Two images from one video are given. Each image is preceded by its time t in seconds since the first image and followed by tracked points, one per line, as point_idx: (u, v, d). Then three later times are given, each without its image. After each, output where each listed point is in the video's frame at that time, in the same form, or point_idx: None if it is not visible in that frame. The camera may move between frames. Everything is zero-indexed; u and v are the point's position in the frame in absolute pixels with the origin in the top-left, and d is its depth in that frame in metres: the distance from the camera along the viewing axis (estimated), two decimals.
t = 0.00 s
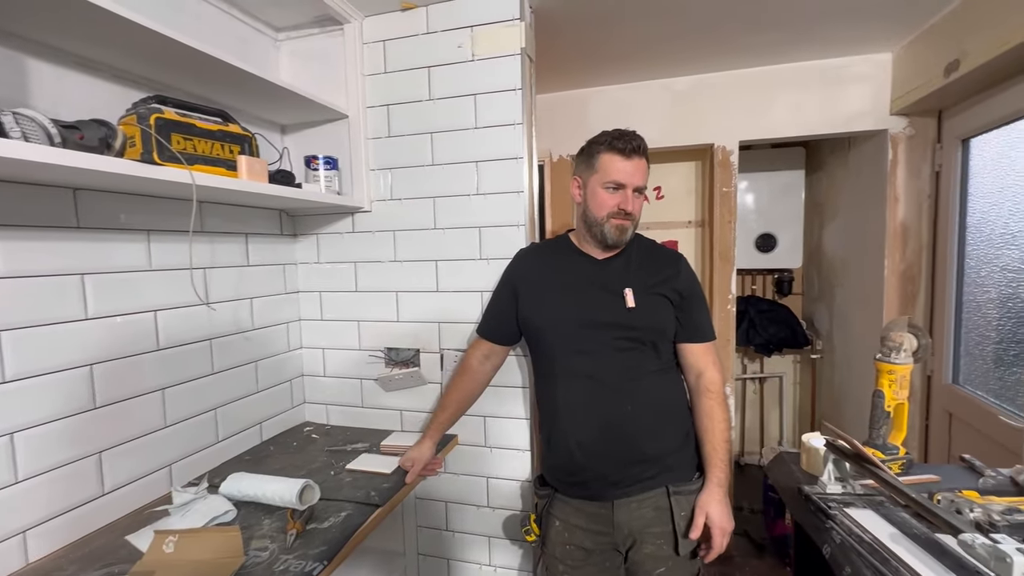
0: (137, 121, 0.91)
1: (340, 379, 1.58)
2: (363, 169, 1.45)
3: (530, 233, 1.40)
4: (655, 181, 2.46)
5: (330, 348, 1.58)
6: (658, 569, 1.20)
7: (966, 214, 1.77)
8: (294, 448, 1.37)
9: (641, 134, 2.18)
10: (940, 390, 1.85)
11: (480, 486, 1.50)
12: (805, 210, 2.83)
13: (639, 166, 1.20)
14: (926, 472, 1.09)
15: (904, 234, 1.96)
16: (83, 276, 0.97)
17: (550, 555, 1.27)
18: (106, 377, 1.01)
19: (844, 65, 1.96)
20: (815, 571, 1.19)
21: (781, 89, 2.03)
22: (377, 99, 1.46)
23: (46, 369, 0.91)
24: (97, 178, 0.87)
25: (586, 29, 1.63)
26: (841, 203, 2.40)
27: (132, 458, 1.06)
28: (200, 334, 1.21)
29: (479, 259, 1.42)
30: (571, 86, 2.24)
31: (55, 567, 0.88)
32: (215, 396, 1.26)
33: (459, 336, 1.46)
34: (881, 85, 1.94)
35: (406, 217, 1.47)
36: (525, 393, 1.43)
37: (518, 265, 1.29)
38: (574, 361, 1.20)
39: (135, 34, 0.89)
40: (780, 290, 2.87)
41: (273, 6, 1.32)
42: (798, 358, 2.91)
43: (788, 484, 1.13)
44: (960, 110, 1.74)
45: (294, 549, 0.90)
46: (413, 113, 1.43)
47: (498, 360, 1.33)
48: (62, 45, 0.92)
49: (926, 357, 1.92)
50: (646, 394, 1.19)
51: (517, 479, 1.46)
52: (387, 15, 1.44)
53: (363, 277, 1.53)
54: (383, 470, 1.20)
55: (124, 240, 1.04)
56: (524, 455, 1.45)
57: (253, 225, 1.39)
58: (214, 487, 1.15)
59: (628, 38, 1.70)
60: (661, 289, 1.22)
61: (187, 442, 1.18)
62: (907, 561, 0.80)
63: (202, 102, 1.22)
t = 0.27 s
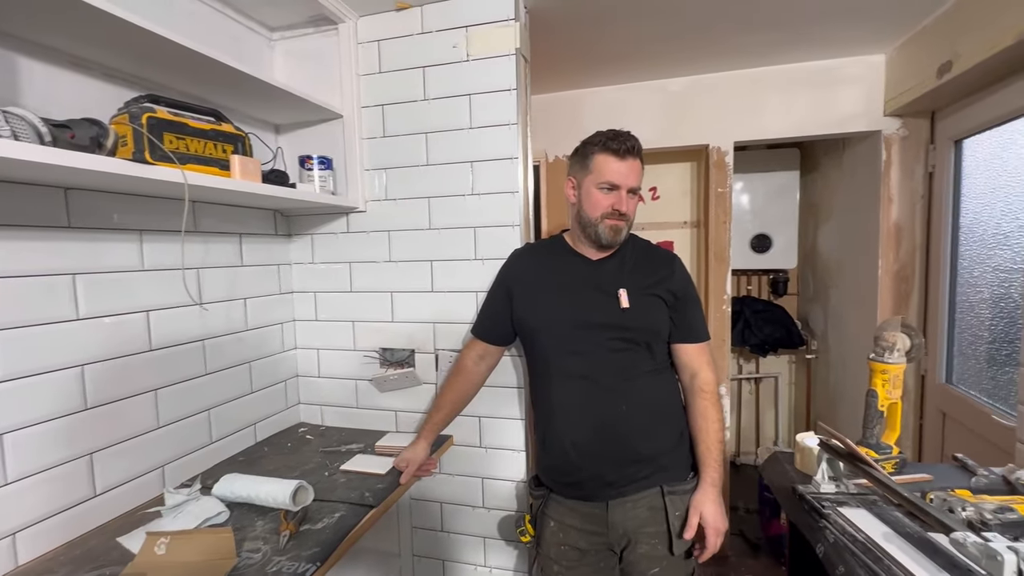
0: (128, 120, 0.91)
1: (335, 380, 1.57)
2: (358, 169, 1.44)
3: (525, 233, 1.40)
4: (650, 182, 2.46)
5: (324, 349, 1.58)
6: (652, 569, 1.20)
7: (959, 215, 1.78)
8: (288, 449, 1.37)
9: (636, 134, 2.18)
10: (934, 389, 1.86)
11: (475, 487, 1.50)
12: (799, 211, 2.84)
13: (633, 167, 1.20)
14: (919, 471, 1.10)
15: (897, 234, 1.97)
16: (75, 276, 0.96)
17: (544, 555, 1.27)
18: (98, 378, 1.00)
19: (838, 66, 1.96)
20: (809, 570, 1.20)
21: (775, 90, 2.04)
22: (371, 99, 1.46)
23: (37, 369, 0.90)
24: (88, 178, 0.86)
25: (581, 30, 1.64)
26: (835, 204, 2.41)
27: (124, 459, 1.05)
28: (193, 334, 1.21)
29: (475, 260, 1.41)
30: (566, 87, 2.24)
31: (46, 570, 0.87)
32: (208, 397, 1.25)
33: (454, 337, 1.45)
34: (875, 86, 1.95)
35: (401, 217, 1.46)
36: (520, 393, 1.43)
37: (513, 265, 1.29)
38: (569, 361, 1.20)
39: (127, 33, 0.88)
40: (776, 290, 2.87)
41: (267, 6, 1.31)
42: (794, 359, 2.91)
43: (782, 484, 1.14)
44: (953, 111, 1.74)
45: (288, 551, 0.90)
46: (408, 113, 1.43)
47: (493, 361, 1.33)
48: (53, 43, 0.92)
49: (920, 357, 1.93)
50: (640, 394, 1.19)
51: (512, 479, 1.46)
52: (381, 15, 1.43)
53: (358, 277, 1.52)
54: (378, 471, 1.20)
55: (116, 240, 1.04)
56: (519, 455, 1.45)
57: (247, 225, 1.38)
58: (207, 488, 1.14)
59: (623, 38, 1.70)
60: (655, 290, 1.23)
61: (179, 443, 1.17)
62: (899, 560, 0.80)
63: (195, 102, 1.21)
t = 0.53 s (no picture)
0: (122, 120, 0.91)
1: (331, 381, 1.57)
2: (355, 169, 1.44)
3: (522, 234, 1.39)
4: (648, 182, 2.46)
5: (321, 349, 1.57)
6: (649, 571, 1.20)
7: (956, 216, 1.78)
8: (284, 450, 1.36)
9: (634, 135, 2.18)
10: (931, 390, 1.86)
11: (472, 488, 1.49)
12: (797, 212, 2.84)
13: (631, 168, 1.20)
14: (916, 472, 1.09)
15: (895, 235, 1.96)
16: (68, 276, 0.96)
17: (541, 557, 1.27)
18: (92, 379, 0.99)
19: (836, 67, 1.96)
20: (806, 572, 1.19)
21: (773, 90, 2.04)
22: (368, 99, 1.46)
23: (31, 370, 0.90)
24: (82, 177, 0.85)
25: (579, 30, 1.63)
26: (833, 205, 2.42)
27: (118, 461, 1.04)
28: (189, 335, 1.20)
29: (472, 260, 1.41)
30: (564, 88, 2.24)
31: (38, 572, 0.86)
32: (203, 398, 1.24)
33: (450, 337, 1.45)
34: (872, 87, 1.95)
35: (398, 217, 1.46)
36: (517, 394, 1.43)
37: (509, 266, 1.29)
38: (565, 362, 1.20)
39: (121, 32, 0.88)
40: (774, 291, 2.87)
41: (263, 5, 1.31)
42: (792, 359, 2.92)
43: (779, 485, 1.13)
44: (951, 112, 1.75)
45: (282, 553, 0.89)
46: (405, 113, 1.43)
47: (490, 362, 1.32)
48: (46, 42, 0.91)
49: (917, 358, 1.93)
50: (637, 395, 1.19)
51: (509, 480, 1.45)
52: (379, 15, 1.43)
53: (355, 277, 1.52)
54: (373, 472, 1.19)
55: (110, 240, 1.03)
56: (516, 457, 1.44)
57: (243, 225, 1.38)
58: (202, 490, 1.14)
59: (621, 38, 1.70)
60: (653, 290, 1.22)
61: (174, 444, 1.17)
62: (895, 561, 0.80)
63: (191, 101, 1.21)
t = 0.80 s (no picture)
0: (125, 116, 0.90)
1: (334, 379, 1.57)
2: (357, 166, 1.44)
3: (525, 232, 1.39)
4: (652, 181, 2.45)
5: (323, 347, 1.57)
6: (652, 572, 1.19)
7: (963, 215, 1.76)
8: (286, 448, 1.36)
9: (638, 133, 2.17)
10: (937, 390, 1.84)
11: (475, 487, 1.49)
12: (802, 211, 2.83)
13: (633, 166, 1.19)
14: (922, 474, 1.08)
15: (901, 234, 1.95)
16: (71, 273, 0.96)
17: (543, 557, 1.26)
18: (94, 376, 0.99)
19: (842, 65, 1.95)
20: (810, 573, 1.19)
21: (778, 88, 2.02)
22: (371, 96, 1.45)
23: (33, 367, 0.89)
24: (84, 174, 0.85)
25: (582, 27, 1.63)
26: (838, 203, 2.40)
27: (120, 459, 1.04)
28: (191, 333, 1.20)
29: (474, 258, 1.40)
30: (568, 85, 2.23)
31: (40, 569, 0.86)
32: (206, 395, 1.24)
33: (453, 336, 1.45)
34: (878, 85, 1.93)
35: (400, 215, 1.45)
36: (520, 393, 1.42)
37: (513, 264, 1.28)
38: (569, 361, 1.19)
39: (124, 29, 0.88)
40: (777, 290, 2.86)
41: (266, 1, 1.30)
42: (795, 359, 2.90)
43: (784, 485, 1.12)
44: (958, 110, 1.73)
45: (284, 551, 0.89)
46: (408, 111, 1.42)
47: (493, 360, 1.32)
48: (48, 38, 0.91)
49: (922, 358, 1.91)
50: (641, 394, 1.18)
51: (511, 479, 1.45)
52: (381, 12, 1.42)
53: (357, 275, 1.51)
54: (375, 470, 1.19)
55: (113, 237, 1.03)
56: (519, 455, 1.44)
57: (246, 222, 1.37)
58: (204, 487, 1.14)
59: (625, 36, 1.69)
60: (657, 289, 1.22)
61: (177, 441, 1.17)
62: (901, 563, 0.79)
63: (194, 98, 1.21)
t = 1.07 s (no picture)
0: (130, 114, 0.90)
1: (337, 377, 1.57)
2: (362, 165, 1.44)
3: (530, 230, 1.38)
4: (657, 180, 2.44)
5: (327, 346, 1.57)
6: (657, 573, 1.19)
7: (971, 215, 1.75)
8: (290, 446, 1.36)
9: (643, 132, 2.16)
10: (944, 392, 1.83)
11: (478, 486, 1.48)
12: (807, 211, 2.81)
13: (638, 164, 1.18)
14: (930, 475, 1.07)
15: (908, 234, 1.93)
16: (76, 270, 0.96)
17: (546, 557, 1.26)
18: (99, 373, 0.99)
19: (849, 63, 1.94)
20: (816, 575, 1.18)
21: (784, 87, 2.01)
22: (375, 95, 1.45)
23: (39, 363, 0.90)
24: (89, 171, 0.85)
25: (587, 26, 1.62)
26: (844, 203, 2.38)
27: (125, 456, 1.04)
28: (196, 330, 1.20)
29: (478, 257, 1.40)
30: (572, 84, 2.22)
31: (43, 565, 0.86)
32: (210, 393, 1.24)
33: (457, 334, 1.44)
34: (886, 84, 1.92)
35: (405, 213, 1.45)
36: (524, 392, 1.42)
37: (517, 263, 1.28)
38: (573, 360, 1.19)
39: (129, 25, 0.87)
40: (782, 290, 2.84)
41: None
42: (800, 360, 2.89)
43: (790, 486, 1.12)
44: (967, 109, 1.71)
45: (287, 549, 0.89)
46: (412, 109, 1.42)
47: (496, 359, 1.32)
48: (54, 35, 0.91)
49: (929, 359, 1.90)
50: (645, 393, 1.18)
51: (515, 479, 1.44)
52: (386, 9, 1.42)
53: (361, 274, 1.51)
54: (378, 469, 1.19)
55: (118, 234, 1.03)
56: (522, 455, 1.43)
57: (250, 220, 1.37)
58: (207, 485, 1.14)
59: (630, 34, 1.68)
60: (662, 287, 1.21)
61: (181, 439, 1.17)
62: (909, 565, 0.78)
63: (198, 95, 1.21)
